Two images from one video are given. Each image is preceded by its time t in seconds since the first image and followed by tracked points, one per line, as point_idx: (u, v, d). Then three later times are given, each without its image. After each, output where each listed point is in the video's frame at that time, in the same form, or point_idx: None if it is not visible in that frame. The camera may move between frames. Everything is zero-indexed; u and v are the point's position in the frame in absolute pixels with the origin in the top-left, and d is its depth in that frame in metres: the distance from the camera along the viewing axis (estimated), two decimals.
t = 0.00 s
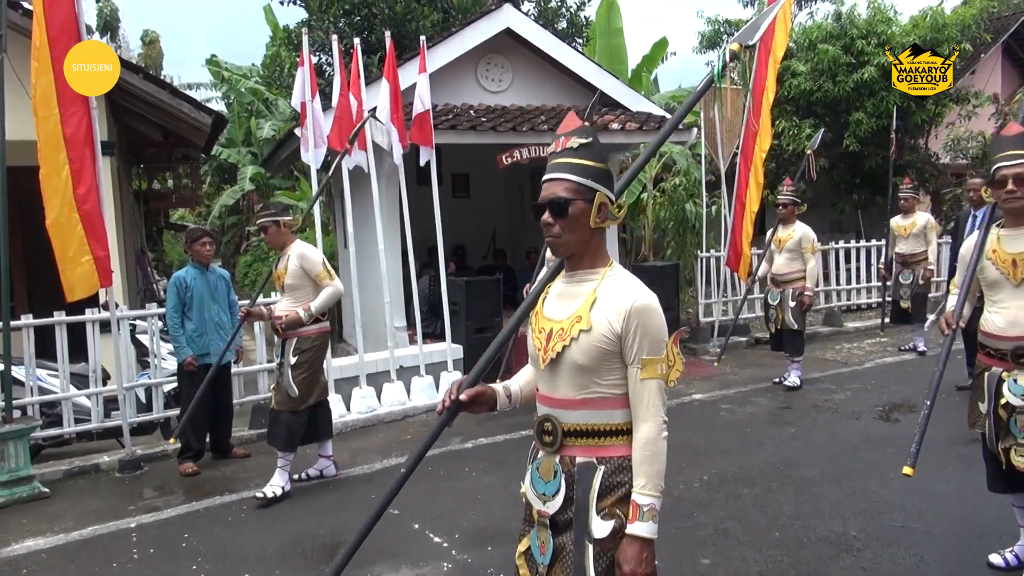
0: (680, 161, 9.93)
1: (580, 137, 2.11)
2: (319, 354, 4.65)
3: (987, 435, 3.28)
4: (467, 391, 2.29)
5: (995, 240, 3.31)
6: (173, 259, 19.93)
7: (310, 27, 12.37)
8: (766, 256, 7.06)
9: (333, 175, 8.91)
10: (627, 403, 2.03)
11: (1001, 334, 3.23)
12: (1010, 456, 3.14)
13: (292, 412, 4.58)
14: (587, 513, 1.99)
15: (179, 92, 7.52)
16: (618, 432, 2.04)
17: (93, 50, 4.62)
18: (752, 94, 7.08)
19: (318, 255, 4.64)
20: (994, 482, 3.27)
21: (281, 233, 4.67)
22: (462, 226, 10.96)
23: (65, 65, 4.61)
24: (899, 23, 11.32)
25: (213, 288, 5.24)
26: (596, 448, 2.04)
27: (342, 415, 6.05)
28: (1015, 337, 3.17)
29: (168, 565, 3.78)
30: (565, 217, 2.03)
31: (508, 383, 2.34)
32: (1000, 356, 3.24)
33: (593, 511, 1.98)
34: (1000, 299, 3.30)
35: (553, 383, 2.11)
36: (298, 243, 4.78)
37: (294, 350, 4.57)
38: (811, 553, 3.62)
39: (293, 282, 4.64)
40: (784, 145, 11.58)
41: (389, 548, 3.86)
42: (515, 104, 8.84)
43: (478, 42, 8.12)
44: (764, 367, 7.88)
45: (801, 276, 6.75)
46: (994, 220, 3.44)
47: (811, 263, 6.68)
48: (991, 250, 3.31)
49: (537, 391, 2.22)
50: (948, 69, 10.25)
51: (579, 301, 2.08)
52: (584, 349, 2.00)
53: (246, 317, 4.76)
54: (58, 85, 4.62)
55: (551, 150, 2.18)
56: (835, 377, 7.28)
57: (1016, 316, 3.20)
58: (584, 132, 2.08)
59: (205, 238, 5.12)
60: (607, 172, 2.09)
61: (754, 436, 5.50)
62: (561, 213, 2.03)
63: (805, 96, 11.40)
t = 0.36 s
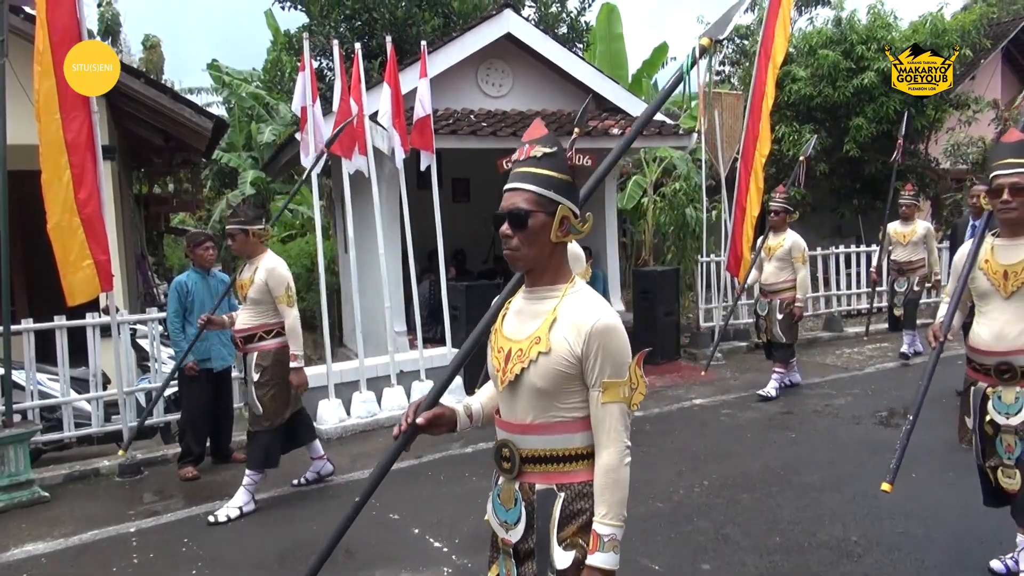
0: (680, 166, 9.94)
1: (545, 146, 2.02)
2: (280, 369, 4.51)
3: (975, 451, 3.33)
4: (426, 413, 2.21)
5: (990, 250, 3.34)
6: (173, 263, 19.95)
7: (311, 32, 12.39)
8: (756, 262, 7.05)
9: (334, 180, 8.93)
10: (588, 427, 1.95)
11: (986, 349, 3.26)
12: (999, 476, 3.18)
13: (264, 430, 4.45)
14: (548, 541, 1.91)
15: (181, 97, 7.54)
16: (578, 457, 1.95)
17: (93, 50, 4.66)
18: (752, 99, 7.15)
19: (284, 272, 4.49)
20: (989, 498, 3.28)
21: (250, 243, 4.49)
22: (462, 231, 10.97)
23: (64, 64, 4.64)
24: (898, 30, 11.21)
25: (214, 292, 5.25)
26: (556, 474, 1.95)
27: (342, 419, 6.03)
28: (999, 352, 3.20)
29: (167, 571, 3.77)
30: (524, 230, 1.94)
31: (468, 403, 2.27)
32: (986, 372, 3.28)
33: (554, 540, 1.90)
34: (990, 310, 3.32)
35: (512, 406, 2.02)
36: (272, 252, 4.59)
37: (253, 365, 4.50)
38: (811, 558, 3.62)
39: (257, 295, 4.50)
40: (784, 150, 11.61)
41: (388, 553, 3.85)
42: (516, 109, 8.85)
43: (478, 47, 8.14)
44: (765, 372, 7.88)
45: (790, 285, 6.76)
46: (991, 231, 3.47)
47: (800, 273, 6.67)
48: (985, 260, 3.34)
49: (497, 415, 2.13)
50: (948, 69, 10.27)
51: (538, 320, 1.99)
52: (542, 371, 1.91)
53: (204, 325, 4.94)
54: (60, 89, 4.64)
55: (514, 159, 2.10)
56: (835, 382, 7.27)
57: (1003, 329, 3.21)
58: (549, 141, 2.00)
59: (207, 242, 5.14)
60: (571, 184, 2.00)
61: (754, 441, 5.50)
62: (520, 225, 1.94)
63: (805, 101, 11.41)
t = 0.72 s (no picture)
0: (681, 170, 9.95)
1: (490, 136, 1.97)
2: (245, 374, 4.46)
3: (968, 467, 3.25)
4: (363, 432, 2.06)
5: (1001, 253, 3.26)
6: (174, 266, 19.92)
7: (313, 35, 12.41)
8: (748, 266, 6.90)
9: (335, 183, 8.94)
10: (534, 444, 1.90)
11: (989, 360, 3.19)
12: (1003, 496, 3.10)
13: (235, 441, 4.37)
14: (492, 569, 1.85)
15: (182, 101, 7.55)
16: (523, 476, 1.91)
17: (93, 50, 4.64)
18: (753, 103, 7.16)
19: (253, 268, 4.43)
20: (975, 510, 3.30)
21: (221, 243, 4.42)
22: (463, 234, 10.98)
23: (64, 64, 4.62)
24: (900, 34, 11.24)
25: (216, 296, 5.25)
26: (500, 495, 1.91)
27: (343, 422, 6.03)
28: (1002, 364, 3.13)
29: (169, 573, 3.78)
30: (467, 228, 1.88)
31: (411, 415, 2.19)
32: (988, 385, 3.21)
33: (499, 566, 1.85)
34: (996, 318, 3.25)
35: (455, 420, 1.97)
36: (243, 253, 4.51)
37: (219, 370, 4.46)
38: (813, 563, 3.62)
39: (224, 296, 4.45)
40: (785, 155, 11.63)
41: (389, 557, 3.86)
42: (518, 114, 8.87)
43: (481, 51, 8.16)
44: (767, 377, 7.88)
45: (781, 289, 6.63)
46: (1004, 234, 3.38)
47: (792, 275, 6.53)
48: (994, 264, 3.26)
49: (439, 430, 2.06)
50: (948, 69, 10.28)
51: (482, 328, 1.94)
52: (486, 384, 1.86)
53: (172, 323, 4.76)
54: (64, 92, 4.65)
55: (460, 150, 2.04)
56: (837, 386, 7.27)
57: (1006, 341, 3.14)
58: (495, 133, 1.94)
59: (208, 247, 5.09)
60: (518, 178, 1.94)
61: (756, 446, 5.49)
62: (463, 222, 1.88)
63: (807, 106, 11.41)
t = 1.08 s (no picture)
0: (688, 173, 9.94)
1: (453, 131, 1.89)
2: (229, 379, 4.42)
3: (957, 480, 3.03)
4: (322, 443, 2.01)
5: (1006, 263, 3.19)
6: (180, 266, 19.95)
7: (321, 37, 12.44)
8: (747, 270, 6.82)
9: (342, 185, 8.95)
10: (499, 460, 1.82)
11: (989, 372, 3.11)
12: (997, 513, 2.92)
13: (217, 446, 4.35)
14: None
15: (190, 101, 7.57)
16: (488, 493, 1.83)
17: (94, 50, 4.62)
18: (761, 106, 7.14)
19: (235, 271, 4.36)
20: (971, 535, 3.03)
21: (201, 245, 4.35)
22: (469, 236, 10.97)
23: (65, 65, 4.57)
24: (908, 37, 11.24)
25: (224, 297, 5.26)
26: (466, 511, 1.84)
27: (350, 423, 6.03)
28: (1005, 378, 3.05)
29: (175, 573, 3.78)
30: (430, 230, 1.81)
31: (376, 426, 2.12)
32: (988, 397, 3.12)
33: None
34: (1000, 329, 3.18)
35: (419, 432, 1.90)
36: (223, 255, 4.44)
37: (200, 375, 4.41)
38: (819, 568, 3.60)
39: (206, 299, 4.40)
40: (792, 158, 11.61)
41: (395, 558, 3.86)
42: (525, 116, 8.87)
43: (488, 53, 8.16)
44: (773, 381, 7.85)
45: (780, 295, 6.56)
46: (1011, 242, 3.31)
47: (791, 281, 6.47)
48: (999, 274, 3.19)
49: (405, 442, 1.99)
50: (949, 69, 10.22)
51: (448, 337, 1.87)
52: (449, 396, 1.79)
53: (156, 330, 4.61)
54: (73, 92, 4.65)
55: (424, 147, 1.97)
56: (844, 391, 7.24)
57: (1010, 353, 3.08)
58: (458, 127, 1.87)
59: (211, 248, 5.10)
60: (483, 176, 1.87)
61: (762, 450, 5.47)
62: (425, 224, 1.81)
63: (814, 109, 11.39)
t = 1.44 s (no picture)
0: (695, 172, 9.94)
1: (396, 134, 1.86)
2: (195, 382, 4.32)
3: (937, 498, 2.85)
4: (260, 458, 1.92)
5: (977, 273, 3.02)
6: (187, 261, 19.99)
7: (329, 34, 12.46)
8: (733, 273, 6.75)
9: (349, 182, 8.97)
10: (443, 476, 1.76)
11: (970, 385, 2.90)
12: (983, 529, 2.80)
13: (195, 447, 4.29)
14: None
15: (200, 98, 7.61)
16: (431, 511, 1.76)
17: (94, 49, 4.60)
18: (769, 105, 7.11)
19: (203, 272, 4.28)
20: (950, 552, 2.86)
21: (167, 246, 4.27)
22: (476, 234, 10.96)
23: (64, 64, 4.56)
24: (918, 38, 11.15)
25: (230, 293, 5.26)
26: (403, 530, 1.77)
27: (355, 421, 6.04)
28: (985, 391, 2.84)
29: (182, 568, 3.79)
30: (370, 237, 1.78)
31: (321, 438, 2.03)
32: (967, 411, 2.90)
33: None
34: (975, 341, 2.98)
35: (359, 447, 1.83)
36: (188, 256, 4.35)
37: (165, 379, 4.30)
38: (826, 569, 3.59)
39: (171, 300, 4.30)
40: (801, 158, 11.59)
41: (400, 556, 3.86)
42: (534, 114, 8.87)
43: (497, 51, 8.16)
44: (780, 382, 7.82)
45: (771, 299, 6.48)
46: (980, 252, 3.15)
47: (780, 284, 6.39)
48: (970, 284, 3.01)
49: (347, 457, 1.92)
50: (947, 68, 10.13)
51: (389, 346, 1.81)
52: (389, 409, 1.73)
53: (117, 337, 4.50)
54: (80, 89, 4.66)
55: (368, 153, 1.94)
56: (851, 392, 7.21)
57: (988, 364, 2.88)
58: (401, 130, 1.84)
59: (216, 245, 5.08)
60: (426, 181, 1.84)
61: (769, 450, 5.46)
62: (365, 231, 1.78)
63: (823, 109, 11.35)
